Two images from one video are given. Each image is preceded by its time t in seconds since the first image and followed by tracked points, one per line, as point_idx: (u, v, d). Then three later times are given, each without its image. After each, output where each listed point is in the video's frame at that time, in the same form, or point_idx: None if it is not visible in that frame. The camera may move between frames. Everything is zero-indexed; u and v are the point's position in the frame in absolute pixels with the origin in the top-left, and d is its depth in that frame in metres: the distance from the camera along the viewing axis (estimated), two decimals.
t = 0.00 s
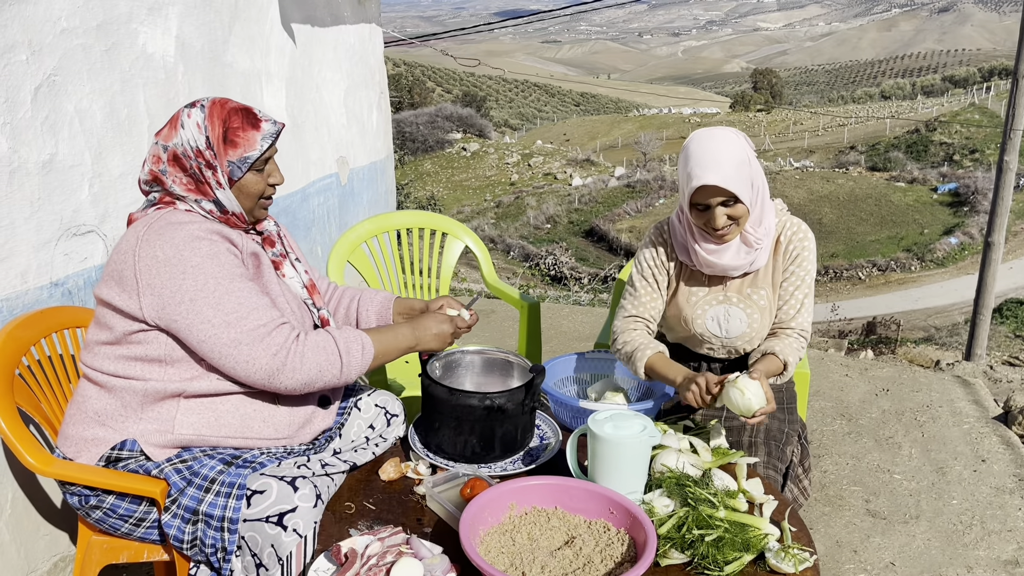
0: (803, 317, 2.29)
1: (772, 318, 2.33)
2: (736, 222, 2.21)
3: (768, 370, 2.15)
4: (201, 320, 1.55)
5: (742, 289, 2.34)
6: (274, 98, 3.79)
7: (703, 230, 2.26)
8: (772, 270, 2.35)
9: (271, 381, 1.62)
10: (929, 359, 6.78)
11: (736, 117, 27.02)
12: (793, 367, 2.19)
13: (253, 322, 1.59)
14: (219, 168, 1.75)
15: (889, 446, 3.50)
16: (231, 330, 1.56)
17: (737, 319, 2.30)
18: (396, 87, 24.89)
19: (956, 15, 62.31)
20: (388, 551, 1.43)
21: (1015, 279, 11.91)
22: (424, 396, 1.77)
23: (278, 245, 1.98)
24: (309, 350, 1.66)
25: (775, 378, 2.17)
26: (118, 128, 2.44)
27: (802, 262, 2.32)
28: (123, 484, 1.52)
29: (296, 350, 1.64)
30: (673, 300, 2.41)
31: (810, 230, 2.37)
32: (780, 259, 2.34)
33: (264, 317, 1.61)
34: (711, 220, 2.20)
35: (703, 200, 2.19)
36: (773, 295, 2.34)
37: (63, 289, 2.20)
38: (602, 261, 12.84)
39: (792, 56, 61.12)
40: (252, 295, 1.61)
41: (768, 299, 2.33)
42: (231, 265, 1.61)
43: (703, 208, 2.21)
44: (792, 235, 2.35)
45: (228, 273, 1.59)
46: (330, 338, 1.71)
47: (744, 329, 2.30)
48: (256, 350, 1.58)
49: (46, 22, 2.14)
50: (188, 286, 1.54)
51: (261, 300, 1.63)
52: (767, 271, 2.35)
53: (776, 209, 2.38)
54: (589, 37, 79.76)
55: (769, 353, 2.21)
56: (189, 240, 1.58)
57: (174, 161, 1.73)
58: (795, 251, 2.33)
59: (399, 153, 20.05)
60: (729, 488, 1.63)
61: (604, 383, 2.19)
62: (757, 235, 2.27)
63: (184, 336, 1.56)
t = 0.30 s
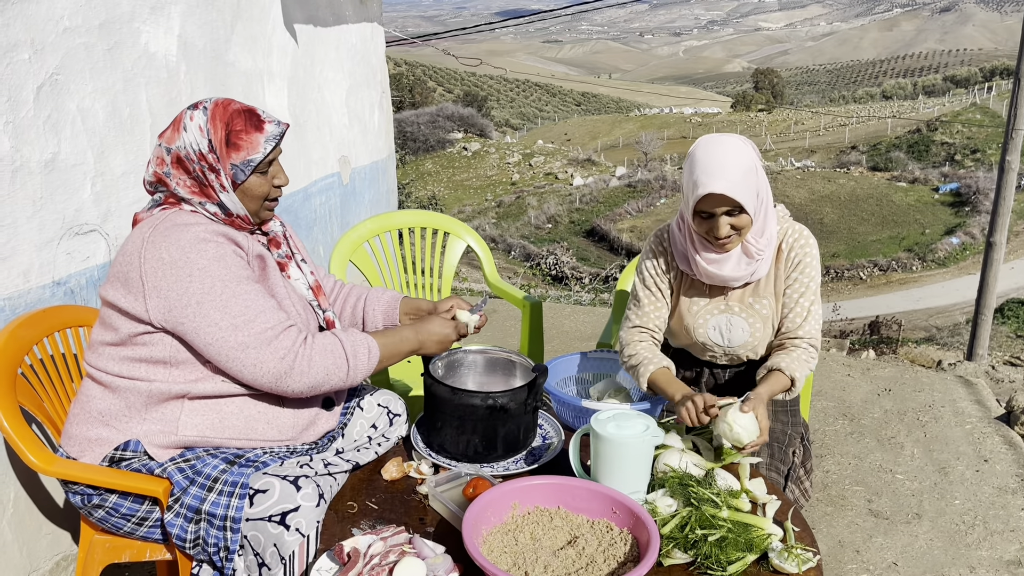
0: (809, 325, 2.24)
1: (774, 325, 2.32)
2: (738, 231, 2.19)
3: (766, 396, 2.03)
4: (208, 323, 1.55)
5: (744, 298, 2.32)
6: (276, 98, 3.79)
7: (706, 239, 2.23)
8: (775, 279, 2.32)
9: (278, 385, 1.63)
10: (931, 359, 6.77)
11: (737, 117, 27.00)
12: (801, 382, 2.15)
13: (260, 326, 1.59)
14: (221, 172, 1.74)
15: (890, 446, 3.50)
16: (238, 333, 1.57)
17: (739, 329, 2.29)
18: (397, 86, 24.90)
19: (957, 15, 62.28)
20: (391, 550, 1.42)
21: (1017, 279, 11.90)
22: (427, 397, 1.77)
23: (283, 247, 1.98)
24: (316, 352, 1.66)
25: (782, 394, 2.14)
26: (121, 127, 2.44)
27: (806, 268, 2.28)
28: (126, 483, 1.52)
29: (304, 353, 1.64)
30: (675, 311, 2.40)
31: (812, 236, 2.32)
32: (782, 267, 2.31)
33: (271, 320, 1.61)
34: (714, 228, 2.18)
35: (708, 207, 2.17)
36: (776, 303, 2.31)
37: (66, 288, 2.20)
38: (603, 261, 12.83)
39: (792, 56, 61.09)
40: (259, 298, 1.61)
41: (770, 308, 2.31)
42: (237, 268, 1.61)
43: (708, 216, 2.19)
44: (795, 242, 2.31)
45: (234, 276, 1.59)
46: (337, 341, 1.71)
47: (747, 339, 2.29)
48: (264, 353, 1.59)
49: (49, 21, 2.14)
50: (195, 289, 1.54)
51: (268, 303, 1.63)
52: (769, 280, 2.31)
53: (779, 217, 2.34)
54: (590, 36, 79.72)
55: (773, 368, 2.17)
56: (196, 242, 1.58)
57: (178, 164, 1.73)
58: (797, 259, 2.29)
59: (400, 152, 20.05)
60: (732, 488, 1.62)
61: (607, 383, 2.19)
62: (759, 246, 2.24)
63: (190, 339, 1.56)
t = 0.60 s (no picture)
0: (801, 337, 2.22)
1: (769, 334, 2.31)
2: (748, 236, 2.17)
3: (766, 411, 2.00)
4: (209, 325, 1.54)
5: (741, 305, 2.32)
6: (276, 97, 3.79)
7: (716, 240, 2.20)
8: (772, 288, 2.31)
9: (279, 386, 1.62)
10: (932, 359, 6.77)
11: (738, 117, 27.00)
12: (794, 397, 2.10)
13: (262, 328, 1.58)
14: (223, 174, 1.74)
15: (892, 446, 3.49)
16: (240, 334, 1.56)
17: (734, 335, 2.29)
18: (398, 85, 24.92)
19: (958, 15, 62.26)
20: (391, 551, 1.42)
21: (1018, 279, 11.89)
22: (427, 396, 1.77)
23: (284, 248, 1.98)
24: (317, 353, 1.66)
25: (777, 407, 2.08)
26: (122, 127, 2.44)
27: (804, 279, 2.27)
28: (126, 484, 1.52)
29: (305, 354, 1.64)
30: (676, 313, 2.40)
31: (814, 248, 2.31)
32: (781, 276, 2.30)
33: (273, 321, 1.61)
34: (728, 231, 2.15)
35: (727, 208, 2.13)
36: (773, 312, 2.31)
37: (65, 288, 2.20)
38: (603, 261, 12.83)
39: (793, 56, 61.07)
40: (259, 300, 1.61)
41: (766, 317, 2.30)
42: (238, 269, 1.61)
43: (724, 218, 2.16)
44: (795, 253, 2.30)
45: (235, 277, 1.59)
46: (339, 342, 1.70)
47: (742, 345, 2.29)
48: (265, 355, 1.58)
49: (49, 20, 2.14)
50: (196, 290, 1.54)
51: (269, 305, 1.62)
52: (767, 288, 2.31)
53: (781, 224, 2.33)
54: (591, 36, 79.72)
55: (767, 381, 2.11)
56: (197, 243, 1.57)
57: (179, 166, 1.73)
58: (796, 269, 2.28)
59: (401, 152, 20.06)
60: (733, 488, 1.62)
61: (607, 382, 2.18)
62: (762, 254, 2.23)
63: (192, 340, 1.56)
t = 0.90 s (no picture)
0: (811, 333, 2.26)
1: (777, 330, 2.32)
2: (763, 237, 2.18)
3: (769, 384, 2.09)
4: (213, 323, 1.54)
5: (748, 301, 2.32)
6: (277, 97, 3.79)
7: (730, 237, 2.20)
8: (781, 284, 2.32)
9: (284, 384, 1.62)
10: (933, 359, 6.77)
11: (739, 117, 26.99)
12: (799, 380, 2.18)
13: (266, 326, 1.59)
14: (223, 176, 1.74)
15: (893, 447, 3.49)
16: (244, 332, 1.56)
17: (742, 331, 2.29)
18: (398, 85, 24.92)
19: (958, 16, 62.26)
20: (393, 552, 1.42)
21: (1019, 279, 11.89)
22: (428, 396, 1.77)
23: (285, 248, 1.98)
24: (321, 352, 1.66)
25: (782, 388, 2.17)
26: (123, 127, 2.44)
27: (811, 276, 2.29)
28: (126, 484, 1.52)
29: (310, 352, 1.64)
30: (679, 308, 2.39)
31: (821, 245, 2.33)
32: (790, 274, 2.31)
33: (277, 319, 1.61)
34: (748, 229, 2.15)
35: (751, 207, 2.13)
36: (780, 308, 2.32)
37: (66, 288, 2.20)
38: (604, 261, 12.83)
39: (793, 57, 61.05)
40: (263, 298, 1.60)
41: (774, 312, 2.31)
42: (241, 268, 1.61)
43: (745, 216, 2.16)
44: (803, 250, 2.31)
45: (238, 276, 1.59)
46: (342, 341, 1.71)
47: (749, 340, 2.29)
48: (270, 353, 1.58)
49: (50, 20, 2.14)
50: (199, 289, 1.54)
51: (273, 303, 1.62)
52: (775, 285, 2.32)
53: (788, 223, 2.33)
54: (591, 36, 79.71)
55: (774, 361, 2.19)
56: (199, 243, 1.57)
57: (180, 167, 1.73)
58: (805, 266, 2.30)
59: (401, 152, 20.06)
60: (734, 491, 1.62)
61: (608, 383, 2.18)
62: (770, 253, 2.24)
63: (195, 339, 1.56)
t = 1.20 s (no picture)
0: (815, 323, 2.27)
1: (781, 320, 2.33)
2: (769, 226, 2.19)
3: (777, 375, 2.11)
4: (214, 326, 1.54)
5: (753, 290, 2.32)
6: (277, 97, 3.78)
7: (737, 226, 2.21)
8: (785, 274, 2.33)
9: (284, 387, 1.62)
10: (934, 359, 6.76)
11: (739, 117, 26.97)
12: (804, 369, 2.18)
13: (266, 328, 1.58)
14: (225, 177, 1.74)
15: (894, 447, 3.49)
16: (244, 335, 1.56)
17: (747, 320, 2.30)
18: (399, 85, 24.91)
19: (959, 15, 62.24)
20: (393, 553, 1.42)
21: (1019, 279, 11.88)
22: (429, 396, 1.77)
23: (286, 249, 1.98)
24: (321, 354, 1.66)
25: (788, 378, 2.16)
26: (123, 128, 2.45)
27: (814, 267, 2.30)
28: (126, 485, 1.52)
29: (309, 355, 1.64)
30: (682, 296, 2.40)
31: (823, 237, 2.33)
32: (793, 265, 2.32)
33: (277, 322, 1.61)
34: (755, 219, 2.16)
35: (760, 197, 2.13)
36: (784, 298, 2.33)
37: (67, 289, 2.20)
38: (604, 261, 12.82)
39: (794, 56, 61.00)
40: (263, 301, 1.60)
41: (777, 302, 2.32)
42: (241, 270, 1.60)
43: (753, 205, 2.16)
44: (806, 241, 2.31)
45: (239, 278, 1.59)
46: (342, 343, 1.71)
47: (752, 329, 2.29)
48: (270, 356, 1.58)
49: (50, 21, 2.14)
50: (200, 291, 1.54)
51: (273, 305, 1.62)
52: (779, 274, 2.32)
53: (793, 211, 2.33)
54: (591, 36, 79.68)
55: (780, 352, 2.20)
56: (200, 244, 1.57)
57: (181, 167, 1.73)
58: (808, 257, 2.30)
59: (401, 151, 20.05)
60: (733, 492, 1.62)
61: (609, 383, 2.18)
62: (775, 242, 2.25)
63: (195, 341, 1.55)
